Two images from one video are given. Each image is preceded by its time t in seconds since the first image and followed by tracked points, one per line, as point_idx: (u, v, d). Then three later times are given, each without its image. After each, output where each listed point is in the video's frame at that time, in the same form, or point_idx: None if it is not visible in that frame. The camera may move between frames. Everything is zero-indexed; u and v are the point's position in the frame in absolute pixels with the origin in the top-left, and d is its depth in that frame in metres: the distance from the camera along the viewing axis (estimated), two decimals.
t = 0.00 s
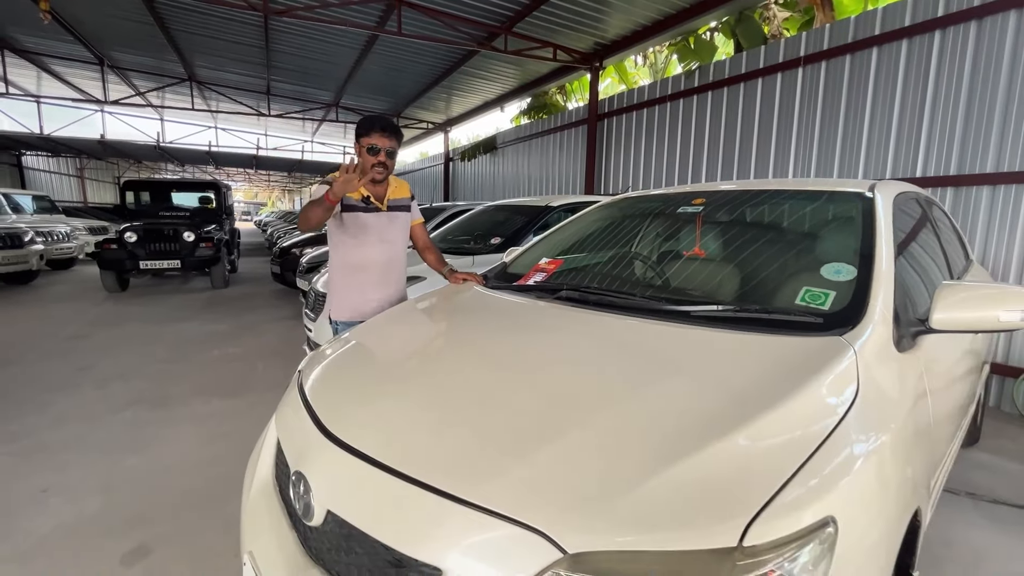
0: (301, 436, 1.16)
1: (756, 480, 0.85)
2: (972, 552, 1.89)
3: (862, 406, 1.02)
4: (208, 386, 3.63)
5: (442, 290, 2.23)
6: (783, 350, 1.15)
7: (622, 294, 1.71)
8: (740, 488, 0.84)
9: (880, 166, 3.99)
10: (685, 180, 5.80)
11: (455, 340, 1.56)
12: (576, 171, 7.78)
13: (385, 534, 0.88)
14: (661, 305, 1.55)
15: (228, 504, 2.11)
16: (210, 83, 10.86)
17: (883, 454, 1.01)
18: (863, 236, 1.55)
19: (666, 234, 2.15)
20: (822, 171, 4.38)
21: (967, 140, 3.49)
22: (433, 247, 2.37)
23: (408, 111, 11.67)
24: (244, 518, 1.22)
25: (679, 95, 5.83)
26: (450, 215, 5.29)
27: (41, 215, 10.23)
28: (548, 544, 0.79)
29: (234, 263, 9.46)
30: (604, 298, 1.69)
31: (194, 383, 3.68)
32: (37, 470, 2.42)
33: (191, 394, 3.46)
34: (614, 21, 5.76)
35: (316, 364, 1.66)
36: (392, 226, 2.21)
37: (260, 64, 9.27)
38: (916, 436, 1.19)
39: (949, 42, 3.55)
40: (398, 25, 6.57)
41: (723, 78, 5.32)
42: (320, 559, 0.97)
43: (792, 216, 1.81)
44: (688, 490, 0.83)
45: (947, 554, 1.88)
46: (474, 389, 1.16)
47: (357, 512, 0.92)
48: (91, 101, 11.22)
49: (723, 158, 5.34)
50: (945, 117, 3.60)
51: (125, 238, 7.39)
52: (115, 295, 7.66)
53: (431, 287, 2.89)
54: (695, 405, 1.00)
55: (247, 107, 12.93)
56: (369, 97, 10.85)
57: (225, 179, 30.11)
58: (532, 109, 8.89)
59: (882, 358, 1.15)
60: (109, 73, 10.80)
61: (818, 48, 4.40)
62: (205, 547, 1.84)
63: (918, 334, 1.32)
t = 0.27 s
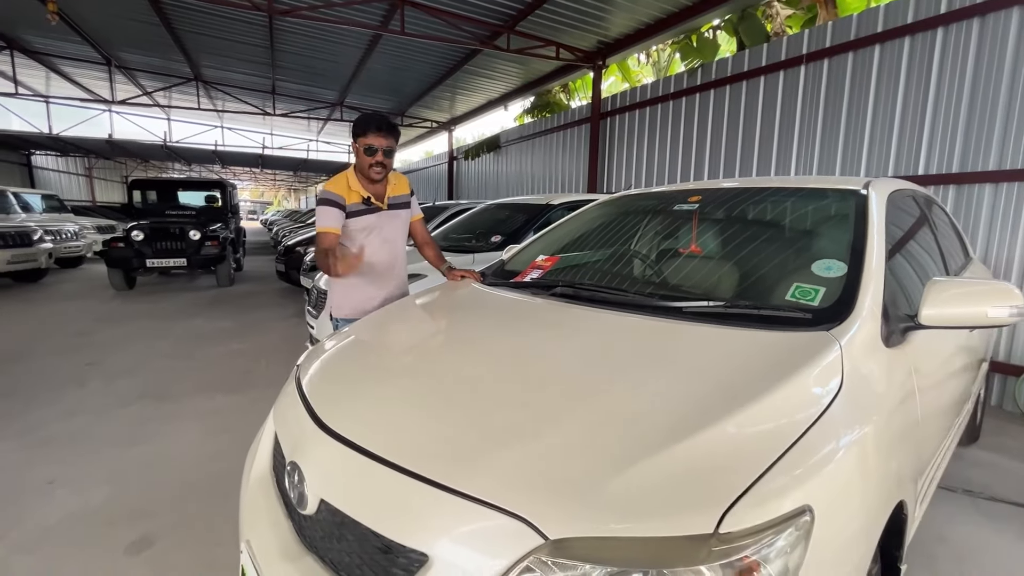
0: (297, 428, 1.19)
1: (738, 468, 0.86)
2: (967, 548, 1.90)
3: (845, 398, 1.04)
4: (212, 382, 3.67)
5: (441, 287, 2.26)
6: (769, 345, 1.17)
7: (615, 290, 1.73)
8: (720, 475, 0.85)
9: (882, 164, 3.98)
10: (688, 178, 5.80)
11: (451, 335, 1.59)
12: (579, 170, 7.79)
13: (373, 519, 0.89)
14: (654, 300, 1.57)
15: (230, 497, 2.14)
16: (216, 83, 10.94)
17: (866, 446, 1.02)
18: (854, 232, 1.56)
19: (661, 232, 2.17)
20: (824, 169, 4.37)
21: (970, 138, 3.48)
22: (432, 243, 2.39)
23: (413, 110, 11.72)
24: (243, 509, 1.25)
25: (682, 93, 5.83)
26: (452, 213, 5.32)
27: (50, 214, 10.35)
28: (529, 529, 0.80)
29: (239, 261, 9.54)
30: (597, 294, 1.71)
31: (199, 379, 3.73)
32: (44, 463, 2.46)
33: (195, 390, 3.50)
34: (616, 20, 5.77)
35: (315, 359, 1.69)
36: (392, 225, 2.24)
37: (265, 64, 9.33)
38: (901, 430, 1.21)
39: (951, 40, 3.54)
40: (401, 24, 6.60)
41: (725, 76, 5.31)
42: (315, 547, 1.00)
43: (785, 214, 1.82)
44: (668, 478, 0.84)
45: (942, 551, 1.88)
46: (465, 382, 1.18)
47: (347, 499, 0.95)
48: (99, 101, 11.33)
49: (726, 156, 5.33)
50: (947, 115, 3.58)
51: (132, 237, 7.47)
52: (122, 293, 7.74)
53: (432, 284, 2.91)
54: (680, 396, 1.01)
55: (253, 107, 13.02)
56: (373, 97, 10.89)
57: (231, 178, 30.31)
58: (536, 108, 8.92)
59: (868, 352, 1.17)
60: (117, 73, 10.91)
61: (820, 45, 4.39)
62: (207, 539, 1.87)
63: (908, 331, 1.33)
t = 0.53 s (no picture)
0: (293, 421, 1.23)
1: (712, 457, 0.88)
2: (961, 546, 1.91)
3: (823, 391, 1.06)
4: (217, 378, 3.73)
5: (440, 285, 2.30)
6: (751, 340, 1.19)
7: (608, 288, 1.76)
8: (696, 466, 0.87)
9: (884, 162, 3.96)
10: (691, 176, 5.80)
11: (447, 332, 1.62)
12: (583, 168, 7.80)
13: (361, 508, 0.93)
14: (644, 298, 1.60)
15: (233, 491, 2.18)
16: (224, 83, 11.06)
17: (843, 439, 1.04)
18: (845, 231, 1.57)
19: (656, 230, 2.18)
20: (827, 167, 4.36)
21: (974, 136, 3.45)
22: (431, 241, 2.42)
23: (418, 109, 11.77)
24: (242, 501, 1.29)
25: (685, 91, 5.83)
26: (455, 211, 5.36)
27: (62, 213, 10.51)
28: (506, 516, 0.82)
29: (247, 260, 9.65)
30: (590, 292, 1.73)
31: (204, 376, 3.79)
32: (53, 457, 2.52)
33: (201, 386, 3.56)
34: (620, 18, 5.77)
35: (314, 355, 1.73)
36: (392, 223, 2.28)
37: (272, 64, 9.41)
38: (885, 426, 1.22)
39: (955, 37, 3.52)
40: (405, 24, 6.64)
41: (728, 74, 5.30)
42: (307, 535, 1.03)
43: (778, 213, 1.84)
44: (644, 468, 0.86)
45: (936, 549, 1.89)
46: (455, 376, 1.21)
47: (338, 488, 0.98)
48: (109, 101, 11.47)
49: (728, 154, 5.33)
50: (950, 113, 3.56)
51: (141, 235, 7.57)
52: (131, 291, 7.85)
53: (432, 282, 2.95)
54: (661, 390, 1.04)
55: (260, 107, 13.14)
56: (379, 96, 10.96)
57: (239, 177, 30.58)
58: (541, 107, 8.94)
59: (850, 349, 1.19)
60: (126, 74, 11.04)
61: (823, 43, 4.38)
62: (210, 531, 1.91)
63: (893, 328, 1.35)
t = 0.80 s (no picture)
0: (288, 410, 1.27)
1: (687, 441, 0.91)
2: (949, 539, 1.93)
3: (800, 381, 1.09)
4: (220, 374, 3.79)
5: (436, 280, 2.34)
6: (732, 332, 1.22)
7: (598, 284, 1.79)
8: (670, 449, 0.90)
9: (882, 160, 3.97)
10: (691, 175, 5.82)
11: (441, 326, 1.66)
12: (584, 167, 7.83)
13: (350, 491, 0.96)
14: (632, 293, 1.63)
15: (234, 482, 2.23)
16: (228, 83, 11.13)
17: (819, 427, 1.07)
18: (829, 227, 1.60)
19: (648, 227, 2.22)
20: (825, 165, 4.38)
21: (971, 133, 3.46)
22: (427, 238, 2.46)
23: (421, 108, 11.82)
24: (240, 488, 1.33)
25: (685, 90, 5.85)
26: (456, 210, 5.40)
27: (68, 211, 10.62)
28: (486, 498, 0.85)
29: (251, 258, 9.72)
30: (580, 288, 1.77)
31: (207, 371, 3.84)
32: (60, 449, 2.58)
33: (204, 382, 3.61)
34: (620, 17, 5.79)
35: (312, 348, 1.77)
36: (389, 218, 2.32)
37: (276, 63, 9.48)
38: (863, 417, 1.25)
39: (952, 35, 3.53)
40: (407, 23, 6.67)
41: (728, 73, 5.32)
42: (300, 519, 1.07)
43: (767, 210, 1.87)
44: (620, 452, 0.89)
45: (923, 541, 1.92)
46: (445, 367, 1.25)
47: (328, 472, 1.02)
48: (115, 100, 11.58)
49: (728, 153, 5.34)
50: (948, 111, 3.57)
51: (146, 234, 7.65)
52: (137, 289, 7.94)
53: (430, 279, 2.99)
54: (642, 379, 1.07)
55: (264, 106, 13.22)
56: (382, 95, 11.01)
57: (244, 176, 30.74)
58: (543, 105, 8.96)
59: (828, 341, 1.22)
60: (132, 74, 11.14)
61: (822, 42, 4.39)
62: (211, 521, 1.96)
63: (874, 322, 1.37)
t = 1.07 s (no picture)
0: (289, 402, 1.31)
1: (670, 430, 0.95)
2: (939, 532, 1.96)
3: (784, 373, 1.12)
4: (224, 370, 3.84)
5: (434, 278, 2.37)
6: (720, 326, 1.26)
7: (592, 281, 1.83)
8: (654, 437, 0.94)
9: (881, 158, 3.99)
10: (691, 173, 5.84)
11: (439, 322, 1.69)
12: (586, 166, 7.85)
13: (347, 478, 1.00)
14: (626, 290, 1.67)
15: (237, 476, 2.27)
16: (232, 83, 11.20)
17: (802, 417, 1.10)
18: (819, 225, 1.63)
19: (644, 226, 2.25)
20: (824, 164, 4.39)
21: (969, 132, 3.47)
22: (426, 236, 2.50)
23: (423, 108, 11.85)
24: (243, 479, 1.37)
25: (686, 88, 5.87)
26: (457, 209, 5.43)
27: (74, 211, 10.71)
28: (476, 483, 0.89)
29: (254, 257, 9.78)
30: (574, 285, 1.81)
31: (211, 369, 3.89)
32: (67, 444, 2.63)
33: (208, 379, 3.67)
34: (620, 16, 5.81)
35: (312, 344, 1.81)
36: (388, 214, 2.35)
37: (279, 64, 9.53)
38: (849, 409, 1.28)
39: (950, 33, 3.54)
40: (409, 23, 6.71)
41: (728, 72, 5.33)
42: (300, 506, 1.11)
43: (759, 209, 1.90)
44: (605, 440, 0.93)
45: (915, 535, 1.95)
46: (441, 360, 1.29)
47: (326, 460, 1.06)
48: (120, 101, 11.67)
49: (728, 151, 5.36)
50: (946, 110, 3.58)
51: (151, 233, 7.72)
52: (142, 287, 8.01)
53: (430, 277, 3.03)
54: (631, 371, 1.10)
55: (267, 105, 13.29)
56: (384, 95, 11.06)
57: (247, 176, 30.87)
58: (544, 104, 8.99)
59: (814, 335, 1.25)
60: (136, 74, 11.22)
61: (821, 40, 4.40)
62: (214, 513, 2.00)
63: (860, 317, 1.41)
